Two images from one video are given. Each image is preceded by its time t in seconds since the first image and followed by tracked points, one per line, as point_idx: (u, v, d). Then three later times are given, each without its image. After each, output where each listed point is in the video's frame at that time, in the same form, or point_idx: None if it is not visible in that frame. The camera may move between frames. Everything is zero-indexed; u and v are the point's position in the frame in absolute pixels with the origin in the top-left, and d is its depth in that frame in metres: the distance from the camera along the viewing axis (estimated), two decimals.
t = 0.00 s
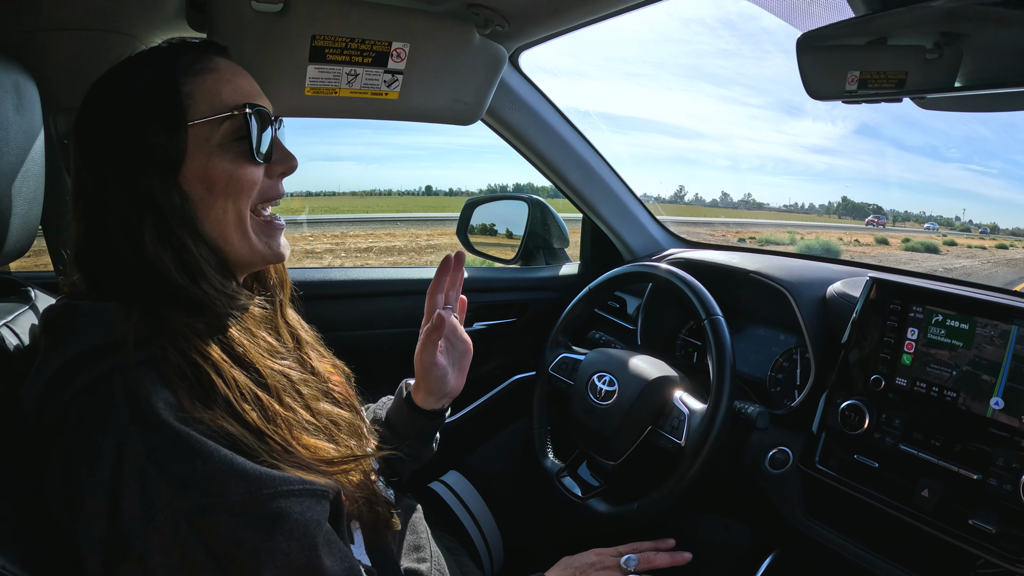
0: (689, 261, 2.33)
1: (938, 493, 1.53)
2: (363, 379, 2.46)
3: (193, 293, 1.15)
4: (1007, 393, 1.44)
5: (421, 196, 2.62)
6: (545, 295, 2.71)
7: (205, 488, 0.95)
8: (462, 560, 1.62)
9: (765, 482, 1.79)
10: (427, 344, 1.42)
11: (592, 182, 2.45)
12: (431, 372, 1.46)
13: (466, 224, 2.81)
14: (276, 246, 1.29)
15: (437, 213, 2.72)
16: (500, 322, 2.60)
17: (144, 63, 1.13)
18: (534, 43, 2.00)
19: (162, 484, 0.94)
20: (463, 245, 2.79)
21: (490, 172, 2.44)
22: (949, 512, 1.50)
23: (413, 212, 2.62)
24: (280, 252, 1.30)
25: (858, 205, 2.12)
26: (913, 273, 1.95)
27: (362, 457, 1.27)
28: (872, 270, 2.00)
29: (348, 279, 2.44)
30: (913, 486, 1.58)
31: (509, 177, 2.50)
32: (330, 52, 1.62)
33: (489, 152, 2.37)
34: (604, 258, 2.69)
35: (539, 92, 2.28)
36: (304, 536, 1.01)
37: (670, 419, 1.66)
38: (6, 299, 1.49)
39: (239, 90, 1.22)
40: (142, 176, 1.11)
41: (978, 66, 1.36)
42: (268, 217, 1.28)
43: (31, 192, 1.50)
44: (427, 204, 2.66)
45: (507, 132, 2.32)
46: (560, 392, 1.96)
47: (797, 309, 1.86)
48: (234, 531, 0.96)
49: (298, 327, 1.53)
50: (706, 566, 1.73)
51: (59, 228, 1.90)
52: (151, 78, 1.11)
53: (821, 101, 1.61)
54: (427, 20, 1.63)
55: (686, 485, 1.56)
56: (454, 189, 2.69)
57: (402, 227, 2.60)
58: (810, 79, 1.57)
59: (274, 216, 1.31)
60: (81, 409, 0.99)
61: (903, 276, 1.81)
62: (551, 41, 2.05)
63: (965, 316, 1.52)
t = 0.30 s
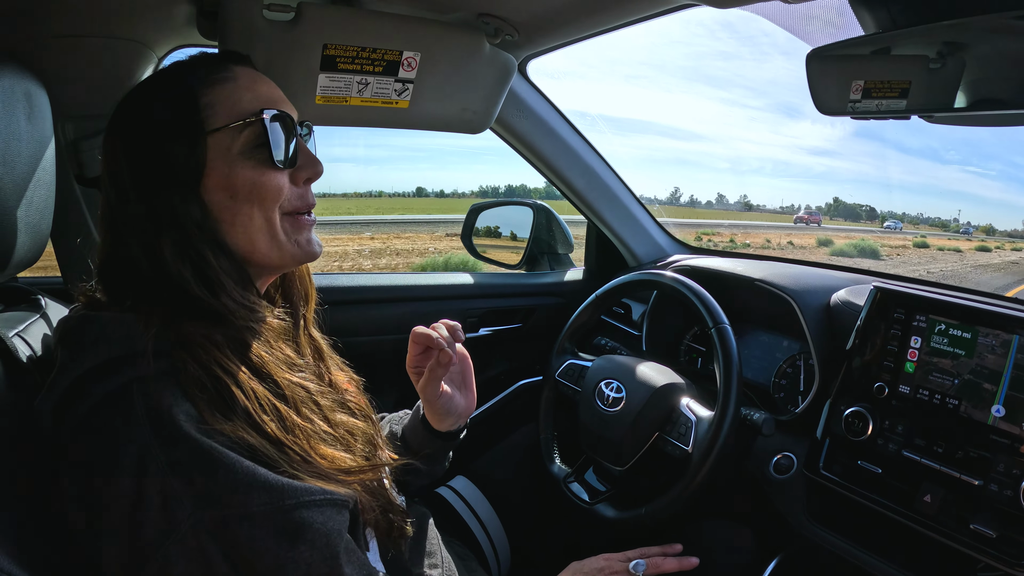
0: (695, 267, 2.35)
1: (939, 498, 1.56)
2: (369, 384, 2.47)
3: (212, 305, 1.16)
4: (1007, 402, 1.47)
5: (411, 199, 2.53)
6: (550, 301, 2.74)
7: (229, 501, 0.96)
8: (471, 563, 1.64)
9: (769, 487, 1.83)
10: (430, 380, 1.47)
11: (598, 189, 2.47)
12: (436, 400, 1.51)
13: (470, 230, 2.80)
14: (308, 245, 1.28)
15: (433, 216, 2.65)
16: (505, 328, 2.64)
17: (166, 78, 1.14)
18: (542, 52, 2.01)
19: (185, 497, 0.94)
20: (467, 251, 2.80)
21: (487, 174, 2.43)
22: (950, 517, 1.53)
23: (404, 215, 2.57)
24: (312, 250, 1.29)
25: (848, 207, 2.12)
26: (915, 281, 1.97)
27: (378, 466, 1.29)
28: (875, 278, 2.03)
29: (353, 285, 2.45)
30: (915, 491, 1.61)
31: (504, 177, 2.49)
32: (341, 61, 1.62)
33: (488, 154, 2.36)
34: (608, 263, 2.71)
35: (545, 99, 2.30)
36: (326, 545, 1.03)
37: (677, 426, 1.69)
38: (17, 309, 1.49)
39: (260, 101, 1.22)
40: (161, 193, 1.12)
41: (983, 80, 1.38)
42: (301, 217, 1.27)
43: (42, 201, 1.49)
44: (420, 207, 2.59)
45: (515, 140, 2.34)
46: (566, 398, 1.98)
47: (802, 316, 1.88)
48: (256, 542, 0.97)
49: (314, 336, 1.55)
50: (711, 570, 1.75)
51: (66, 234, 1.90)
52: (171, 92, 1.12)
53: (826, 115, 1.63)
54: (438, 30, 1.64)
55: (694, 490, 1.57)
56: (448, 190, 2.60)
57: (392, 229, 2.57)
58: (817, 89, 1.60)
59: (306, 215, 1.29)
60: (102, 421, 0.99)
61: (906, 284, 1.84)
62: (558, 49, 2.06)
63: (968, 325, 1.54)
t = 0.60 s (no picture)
0: (694, 269, 2.36)
1: (939, 498, 1.56)
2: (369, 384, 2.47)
3: (209, 304, 1.15)
4: (1006, 403, 1.47)
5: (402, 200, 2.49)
6: (550, 301, 2.75)
7: (232, 500, 0.96)
8: (471, 563, 1.64)
9: (768, 487, 1.83)
10: (426, 401, 1.49)
11: (598, 189, 2.48)
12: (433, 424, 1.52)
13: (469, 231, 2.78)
14: (293, 256, 1.26)
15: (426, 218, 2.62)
16: (505, 328, 2.64)
17: (170, 79, 1.14)
18: (543, 53, 2.02)
19: (189, 495, 0.94)
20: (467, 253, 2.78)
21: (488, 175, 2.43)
22: (949, 517, 1.53)
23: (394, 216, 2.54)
24: (294, 259, 1.26)
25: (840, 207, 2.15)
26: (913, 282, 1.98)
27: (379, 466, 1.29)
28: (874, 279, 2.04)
29: (354, 285, 2.45)
30: (914, 492, 1.61)
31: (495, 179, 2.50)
32: (342, 62, 1.62)
33: (488, 155, 2.36)
34: (607, 263, 2.71)
35: (546, 100, 2.30)
36: (329, 544, 1.03)
37: (677, 426, 1.69)
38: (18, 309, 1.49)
39: (252, 104, 1.21)
40: (163, 194, 1.12)
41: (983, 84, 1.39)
42: (287, 225, 1.25)
43: (43, 200, 1.49)
44: (413, 209, 2.56)
45: (515, 141, 2.35)
46: (566, 398, 1.99)
47: (802, 317, 1.89)
48: (259, 541, 0.97)
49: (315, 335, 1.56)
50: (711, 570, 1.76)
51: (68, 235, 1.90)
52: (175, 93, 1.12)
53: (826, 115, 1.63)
54: (440, 30, 1.65)
55: (694, 491, 1.58)
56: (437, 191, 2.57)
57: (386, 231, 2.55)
58: (817, 88, 1.59)
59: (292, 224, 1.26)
60: (105, 420, 0.99)
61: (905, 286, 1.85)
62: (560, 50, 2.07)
63: (968, 327, 1.55)
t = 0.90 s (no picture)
0: (690, 267, 2.36)
1: (936, 498, 1.56)
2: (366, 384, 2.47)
3: (196, 300, 1.15)
4: (1004, 402, 1.47)
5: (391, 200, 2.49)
6: (549, 301, 2.75)
7: (219, 501, 0.96)
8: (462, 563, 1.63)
9: (765, 486, 1.84)
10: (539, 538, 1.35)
11: (596, 189, 2.48)
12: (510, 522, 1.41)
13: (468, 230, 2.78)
14: (275, 250, 1.26)
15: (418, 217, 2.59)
16: (502, 328, 2.64)
17: (166, 75, 1.14)
18: (541, 52, 2.02)
19: (175, 496, 0.94)
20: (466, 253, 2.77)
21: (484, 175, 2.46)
22: (947, 517, 1.53)
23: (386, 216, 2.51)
24: (278, 254, 1.26)
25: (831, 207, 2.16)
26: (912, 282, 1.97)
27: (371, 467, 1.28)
28: (873, 279, 2.03)
29: (352, 284, 2.45)
30: (912, 491, 1.61)
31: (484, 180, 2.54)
32: (339, 60, 1.63)
33: (486, 156, 2.38)
34: (605, 263, 2.72)
35: (545, 100, 2.31)
36: (316, 546, 1.03)
37: (674, 426, 1.69)
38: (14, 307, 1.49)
39: (228, 100, 1.20)
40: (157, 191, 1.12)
41: (980, 82, 1.39)
42: (268, 220, 1.24)
43: (40, 198, 1.49)
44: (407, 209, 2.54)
45: (514, 140, 2.35)
46: (564, 397, 1.98)
47: (799, 316, 1.89)
48: (245, 544, 0.97)
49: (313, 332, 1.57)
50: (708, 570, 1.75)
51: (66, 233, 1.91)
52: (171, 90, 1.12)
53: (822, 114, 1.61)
54: (438, 29, 1.65)
55: (689, 492, 1.58)
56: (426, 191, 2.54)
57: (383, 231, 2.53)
58: (814, 90, 1.60)
59: (275, 219, 1.26)
60: (97, 417, 0.99)
61: (903, 286, 1.84)
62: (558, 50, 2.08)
63: (965, 326, 1.55)
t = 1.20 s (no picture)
0: (691, 265, 2.36)
1: (938, 495, 1.55)
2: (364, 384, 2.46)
3: (195, 297, 1.14)
4: (1005, 397, 1.46)
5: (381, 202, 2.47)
6: (547, 300, 2.74)
7: (221, 495, 0.95)
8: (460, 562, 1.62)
9: (765, 484, 1.81)
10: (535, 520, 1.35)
11: (595, 188, 2.48)
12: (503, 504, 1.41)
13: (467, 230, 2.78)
14: (274, 253, 1.25)
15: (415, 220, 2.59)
16: (501, 327, 2.63)
17: (161, 66, 1.14)
18: (539, 50, 2.03)
19: (176, 490, 0.93)
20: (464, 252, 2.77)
21: (482, 176, 2.46)
22: (949, 513, 1.52)
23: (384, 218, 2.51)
24: (279, 257, 1.26)
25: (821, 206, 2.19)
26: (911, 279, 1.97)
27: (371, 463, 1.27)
28: (872, 276, 2.02)
29: (350, 283, 2.44)
30: (914, 488, 1.60)
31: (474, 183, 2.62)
32: (338, 57, 1.63)
33: (484, 157, 2.38)
34: (604, 263, 2.71)
35: (542, 98, 2.31)
36: (318, 542, 1.02)
37: (674, 423, 1.68)
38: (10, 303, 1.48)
39: (223, 96, 1.18)
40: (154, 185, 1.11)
41: (979, 76, 1.39)
42: (264, 224, 1.23)
43: (36, 194, 1.49)
44: (403, 211, 2.54)
45: (512, 139, 2.35)
46: (563, 396, 1.98)
47: (799, 314, 1.88)
48: (247, 539, 0.96)
49: (312, 329, 1.56)
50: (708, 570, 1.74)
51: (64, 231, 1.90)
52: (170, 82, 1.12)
53: (823, 110, 1.62)
54: (436, 25, 1.65)
55: (691, 489, 1.56)
56: (418, 192, 2.55)
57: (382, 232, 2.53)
58: (814, 90, 1.60)
59: (272, 216, 1.25)
60: (95, 411, 0.98)
61: (904, 283, 1.83)
62: (556, 48, 2.08)
63: (966, 322, 1.54)
